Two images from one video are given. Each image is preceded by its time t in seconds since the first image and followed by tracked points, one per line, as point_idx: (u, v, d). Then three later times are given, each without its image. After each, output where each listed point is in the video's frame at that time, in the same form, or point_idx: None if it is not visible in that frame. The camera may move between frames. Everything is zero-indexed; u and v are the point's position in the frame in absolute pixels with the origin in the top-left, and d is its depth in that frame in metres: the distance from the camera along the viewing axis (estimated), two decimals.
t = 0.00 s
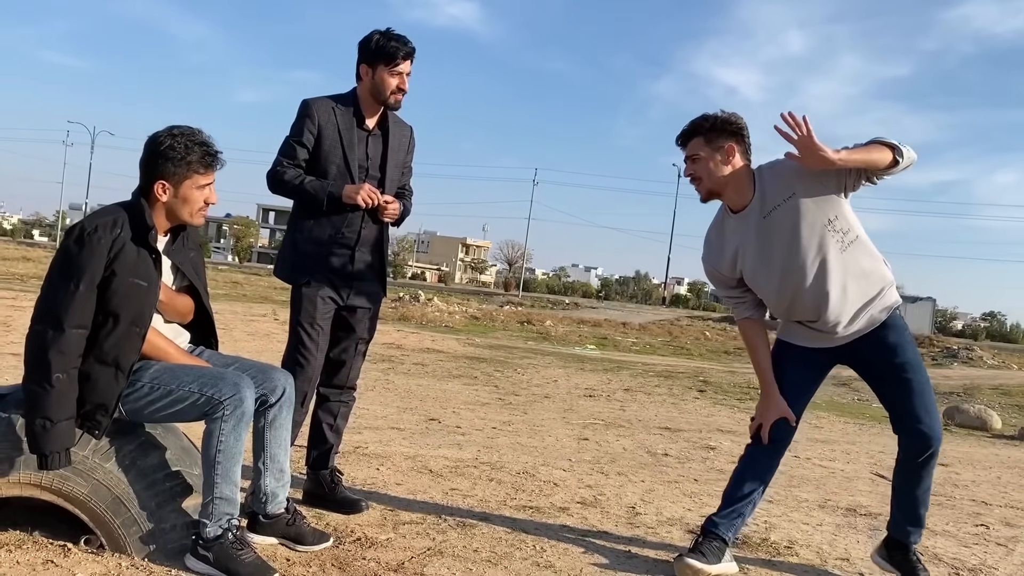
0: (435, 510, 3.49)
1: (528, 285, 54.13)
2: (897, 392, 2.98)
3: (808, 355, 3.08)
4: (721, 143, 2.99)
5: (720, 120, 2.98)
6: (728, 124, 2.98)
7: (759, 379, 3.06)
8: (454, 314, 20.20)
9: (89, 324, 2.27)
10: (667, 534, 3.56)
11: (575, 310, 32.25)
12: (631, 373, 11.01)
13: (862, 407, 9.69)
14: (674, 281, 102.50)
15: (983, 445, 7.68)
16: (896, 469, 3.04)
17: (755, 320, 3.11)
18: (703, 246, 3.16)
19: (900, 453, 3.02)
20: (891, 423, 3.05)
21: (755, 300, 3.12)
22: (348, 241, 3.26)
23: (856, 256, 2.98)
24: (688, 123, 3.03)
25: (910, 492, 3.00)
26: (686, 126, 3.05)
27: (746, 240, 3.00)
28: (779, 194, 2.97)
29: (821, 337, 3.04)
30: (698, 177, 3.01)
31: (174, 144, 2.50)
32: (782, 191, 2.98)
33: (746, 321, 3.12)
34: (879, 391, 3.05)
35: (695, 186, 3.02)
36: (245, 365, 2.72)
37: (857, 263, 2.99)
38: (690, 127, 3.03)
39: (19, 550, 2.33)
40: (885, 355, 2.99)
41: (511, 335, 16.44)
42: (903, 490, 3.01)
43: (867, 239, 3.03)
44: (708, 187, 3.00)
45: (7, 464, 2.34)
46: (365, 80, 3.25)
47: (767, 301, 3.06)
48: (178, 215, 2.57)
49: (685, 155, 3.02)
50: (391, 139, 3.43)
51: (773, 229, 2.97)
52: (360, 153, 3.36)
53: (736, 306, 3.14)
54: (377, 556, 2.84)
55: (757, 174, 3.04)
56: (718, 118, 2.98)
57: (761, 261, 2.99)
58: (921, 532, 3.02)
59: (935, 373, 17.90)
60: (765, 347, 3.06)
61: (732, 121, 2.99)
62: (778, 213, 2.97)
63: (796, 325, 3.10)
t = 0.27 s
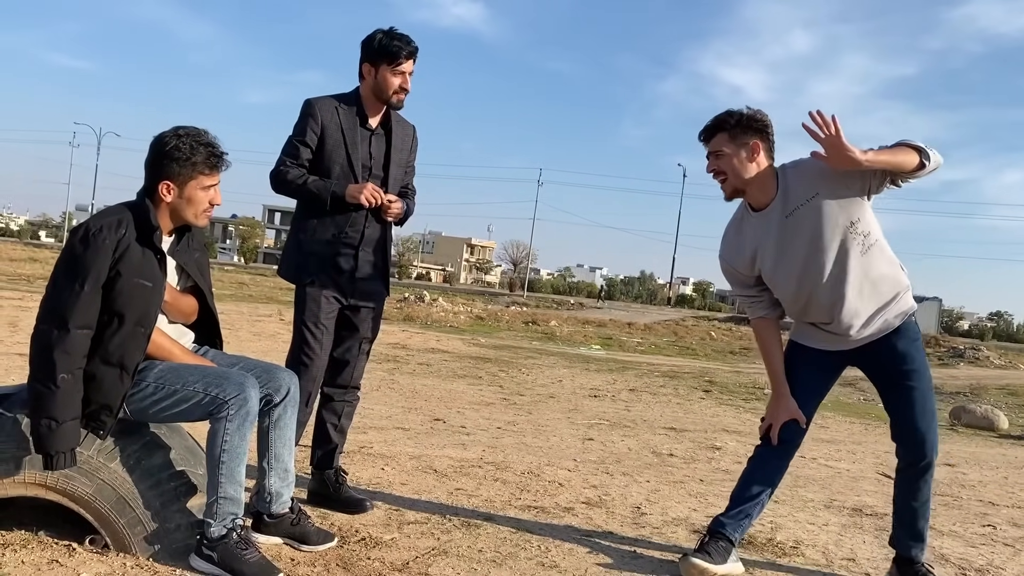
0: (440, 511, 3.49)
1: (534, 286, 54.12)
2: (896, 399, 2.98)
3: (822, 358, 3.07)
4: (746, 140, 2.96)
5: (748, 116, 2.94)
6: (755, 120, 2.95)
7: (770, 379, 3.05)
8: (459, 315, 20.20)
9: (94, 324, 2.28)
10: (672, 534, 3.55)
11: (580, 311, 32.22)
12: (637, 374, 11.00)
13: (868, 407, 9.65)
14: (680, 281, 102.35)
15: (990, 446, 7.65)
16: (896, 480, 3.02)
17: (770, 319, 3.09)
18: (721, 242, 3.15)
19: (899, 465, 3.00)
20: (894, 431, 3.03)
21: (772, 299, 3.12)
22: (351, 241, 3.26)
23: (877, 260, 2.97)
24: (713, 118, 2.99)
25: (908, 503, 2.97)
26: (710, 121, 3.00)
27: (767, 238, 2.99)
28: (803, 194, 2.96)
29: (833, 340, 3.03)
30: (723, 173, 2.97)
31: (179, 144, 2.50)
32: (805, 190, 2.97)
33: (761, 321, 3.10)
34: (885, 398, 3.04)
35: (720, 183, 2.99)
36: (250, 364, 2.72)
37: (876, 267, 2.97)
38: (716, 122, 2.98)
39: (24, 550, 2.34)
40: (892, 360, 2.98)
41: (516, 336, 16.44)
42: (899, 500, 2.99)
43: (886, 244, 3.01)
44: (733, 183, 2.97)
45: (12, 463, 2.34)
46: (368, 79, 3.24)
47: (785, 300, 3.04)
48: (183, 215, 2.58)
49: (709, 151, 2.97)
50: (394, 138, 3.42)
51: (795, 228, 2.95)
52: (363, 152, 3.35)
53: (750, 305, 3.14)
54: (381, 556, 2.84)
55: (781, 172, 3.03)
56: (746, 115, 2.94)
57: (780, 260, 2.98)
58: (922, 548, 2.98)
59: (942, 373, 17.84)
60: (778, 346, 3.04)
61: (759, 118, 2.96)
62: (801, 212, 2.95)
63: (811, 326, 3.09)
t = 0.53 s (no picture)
0: (446, 514, 3.48)
1: (541, 288, 54.10)
2: (921, 406, 2.95)
3: (841, 363, 3.06)
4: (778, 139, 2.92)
5: (781, 116, 2.90)
6: (789, 120, 2.90)
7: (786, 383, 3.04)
8: (466, 317, 20.21)
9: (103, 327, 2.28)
10: (679, 538, 3.54)
11: (586, 313, 32.19)
12: (644, 376, 10.98)
13: (877, 410, 9.61)
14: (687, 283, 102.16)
15: (999, 448, 7.60)
16: (915, 486, 3.01)
17: (789, 323, 3.09)
18: (746, 244, 3.14)
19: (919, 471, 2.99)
20: (915, 438, 3.01)
21: (796, 303, 3.10)
22: (357, 243, 3.27)
23: (904, 268, 2.98)
24: (746, 116, 2.93)
25: (926, 509, 2.96)
26: (742, 119, 2.95)
27: (797, 240, 2.97)
28: (836, 196, 2.96)
29: (857, 345, 3.01)
30: (755, 173, 2.93)
31: (209, 161, 2.49)
32: (839, 193, 2.97)
33: (778, 323, 3.09)
34: (907, 405, 3.01)
35: (751, 183, 2.94)
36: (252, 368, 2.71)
37: (904, 274, 2.97)
38: (748, 120, 2.93)
39: (31, 554, 2.35)
40: (916, 367, 2.96)
41: (523, 339, 16.43)
42: (918, 506, 2.98)
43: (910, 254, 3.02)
44: (764, 183, 2.93)
45: (19, 467, 2.34)
46: (373, 83, 3.25)
47: (811, 304, 3.03)
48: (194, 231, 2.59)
49: (740, 150, 2.93)
50: (399, 141, 3.43)
51: (826, 230, 2.95)
52: (368, 155, 3.36)
53: (771, 308, 3.12)
54: (388, 559, 2.84)
55: (813, 174, 3.02)
56: (780, 114, 2.90)
57: (811, 262, 2.97)
58: (938, 554, 2.97)
59: (951, 375, 17.74)
60: (794, 349, 3.03)
61: (793, 118, 2.91)
62: (833, 215, 2.95)
63: (834, 333, 3.08)
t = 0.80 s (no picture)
0: (453, 520, 3.48)
1: (548, 292, 54.05)
2: (927, 412, 2.94)
3: (852, 368, 3.03)
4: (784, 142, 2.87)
5: (787, 118, 2.84)
6: (794, 123, 2.85)
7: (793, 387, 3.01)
8: (474, 321, 20.20)
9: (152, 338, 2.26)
10: (688, 544, 3.52)
11: (594, 317, 32.16)
12: (652, 381, 10.94)
13: (886, 414, 9.55)
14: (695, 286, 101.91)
15: (1011, 454, 7.54)
16: (921, 492, 3.00)
17: (796, 327, 3.04)
18: (751, 246, 3.11)
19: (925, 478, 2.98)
20: (921, 443, 3.00)
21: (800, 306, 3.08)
22: (364, 249, 3.27)
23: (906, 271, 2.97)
24: (751, 119, 2.88)
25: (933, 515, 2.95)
26: (747, 121, 2.90)
27: (801, 244, 2.95)
28: (840, 199, 2.91)
29: (859, 348, 3.00)
30: (760, 176, 2.88)
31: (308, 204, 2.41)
32: (844, 196, 2.91)
33: (788, 329, 3.03)
34: (913, 410, 2.99)
35: (756, 187, 2.90)
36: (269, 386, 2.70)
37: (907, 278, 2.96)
38: (754, 123, 2.88)
39: (41, 560, 2.36)
40: (922, 373, 2.94)
41: (530, 342, 16.41)
42: (924, 512, 2.97)
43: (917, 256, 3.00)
44: (769, 187, 2.88)
45: (29, 473, 2.31)
46: (377, 86, 3.26)
47: (815, 307, 3.01)
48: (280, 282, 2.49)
49: (745, 153, 2.88)
50: (405, 146, 3.43)
51: (829, 235, 2.93)
52: (375, 160, 3.36)
53: (777, 310, 3.08)
54: (395, 565, 2.83)
55: (818, 176, 2.96)
56: (785, 116, 2.84)
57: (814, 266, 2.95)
58: (945, 560, 2.96)
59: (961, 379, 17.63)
60: (802, 355, 3.00)
61: (798, 120, 2.86)
62: (837, 219, 2.92)
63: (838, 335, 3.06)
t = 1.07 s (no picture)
0: (461, 529, 3.46)
1: (556, 297, 53.99)
2: (936, 420, 2.90)
3: (857, 376, 3.00)
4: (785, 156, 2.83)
5: (788, 132, 2.80)
6: (796, 136, 2.80)
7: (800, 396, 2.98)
8: (482, 327, 20.18)
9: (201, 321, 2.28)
10: (698, 553, 3.49)
11: (602, 322, 32.10)
12: (660, 387, 10.89)
13: (897, 421, 9.48)
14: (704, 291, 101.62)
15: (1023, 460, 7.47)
16: (932, 500, 2.96)
17: (802, 337, 3.03)
18: (754, 258, 3.09)
19: (936, 486, 2.94)
20: (931, 451, 2.97)
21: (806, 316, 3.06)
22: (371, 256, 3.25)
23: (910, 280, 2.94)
24: (752, 133, 2.83)
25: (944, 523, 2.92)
26: (748, 135, 2.85)
27: (805, 256, 2.93)
28: (845, 212, 2.89)
29: (866, 357, 2.97)
30: (761, 192, 2.84)
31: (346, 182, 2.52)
32: (847, 208, 2.89)
33: (792, 339, 3.02)
34: (922, 418, 2.96)
35: (757, 201, 2.86)
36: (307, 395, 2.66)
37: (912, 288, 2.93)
38: (754, 137, 2.83)
39: (47, 569, 2.35)
40: (930, 381, 2.90)
41: (538, 348, 16.39)
42: (936, 521, 2.94)
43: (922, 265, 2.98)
44: (771, 202, 2.84)
45: (36, 482, 2.24)
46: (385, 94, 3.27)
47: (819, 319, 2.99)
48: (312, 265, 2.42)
49: (746, 168, 2.83)
50: (411, 155, 3.43)
51: (833, 247, 2.90)
52: (381, 166, 3.36)
53: (782, 322, 3.07)
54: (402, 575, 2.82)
55: (821, 188, 2.94)
56: (786, 130, 2.80)
57: (820, 278, 2.93)
58: (957, 569, 2.93)
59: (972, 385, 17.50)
60: (808, 363, 2.98)
61: (799, 134, 2.81)
62: (842, 231, 2.89)
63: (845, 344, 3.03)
